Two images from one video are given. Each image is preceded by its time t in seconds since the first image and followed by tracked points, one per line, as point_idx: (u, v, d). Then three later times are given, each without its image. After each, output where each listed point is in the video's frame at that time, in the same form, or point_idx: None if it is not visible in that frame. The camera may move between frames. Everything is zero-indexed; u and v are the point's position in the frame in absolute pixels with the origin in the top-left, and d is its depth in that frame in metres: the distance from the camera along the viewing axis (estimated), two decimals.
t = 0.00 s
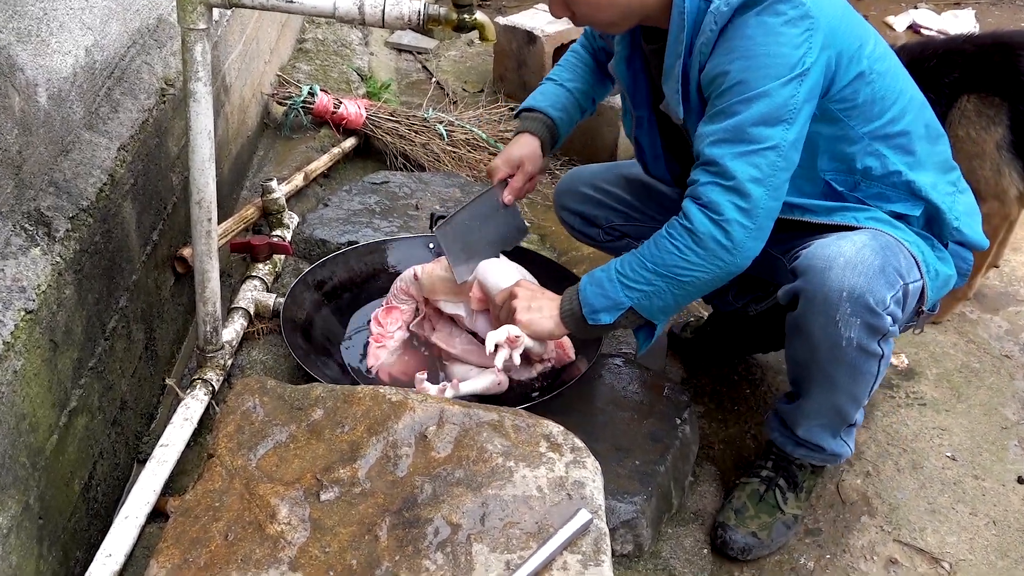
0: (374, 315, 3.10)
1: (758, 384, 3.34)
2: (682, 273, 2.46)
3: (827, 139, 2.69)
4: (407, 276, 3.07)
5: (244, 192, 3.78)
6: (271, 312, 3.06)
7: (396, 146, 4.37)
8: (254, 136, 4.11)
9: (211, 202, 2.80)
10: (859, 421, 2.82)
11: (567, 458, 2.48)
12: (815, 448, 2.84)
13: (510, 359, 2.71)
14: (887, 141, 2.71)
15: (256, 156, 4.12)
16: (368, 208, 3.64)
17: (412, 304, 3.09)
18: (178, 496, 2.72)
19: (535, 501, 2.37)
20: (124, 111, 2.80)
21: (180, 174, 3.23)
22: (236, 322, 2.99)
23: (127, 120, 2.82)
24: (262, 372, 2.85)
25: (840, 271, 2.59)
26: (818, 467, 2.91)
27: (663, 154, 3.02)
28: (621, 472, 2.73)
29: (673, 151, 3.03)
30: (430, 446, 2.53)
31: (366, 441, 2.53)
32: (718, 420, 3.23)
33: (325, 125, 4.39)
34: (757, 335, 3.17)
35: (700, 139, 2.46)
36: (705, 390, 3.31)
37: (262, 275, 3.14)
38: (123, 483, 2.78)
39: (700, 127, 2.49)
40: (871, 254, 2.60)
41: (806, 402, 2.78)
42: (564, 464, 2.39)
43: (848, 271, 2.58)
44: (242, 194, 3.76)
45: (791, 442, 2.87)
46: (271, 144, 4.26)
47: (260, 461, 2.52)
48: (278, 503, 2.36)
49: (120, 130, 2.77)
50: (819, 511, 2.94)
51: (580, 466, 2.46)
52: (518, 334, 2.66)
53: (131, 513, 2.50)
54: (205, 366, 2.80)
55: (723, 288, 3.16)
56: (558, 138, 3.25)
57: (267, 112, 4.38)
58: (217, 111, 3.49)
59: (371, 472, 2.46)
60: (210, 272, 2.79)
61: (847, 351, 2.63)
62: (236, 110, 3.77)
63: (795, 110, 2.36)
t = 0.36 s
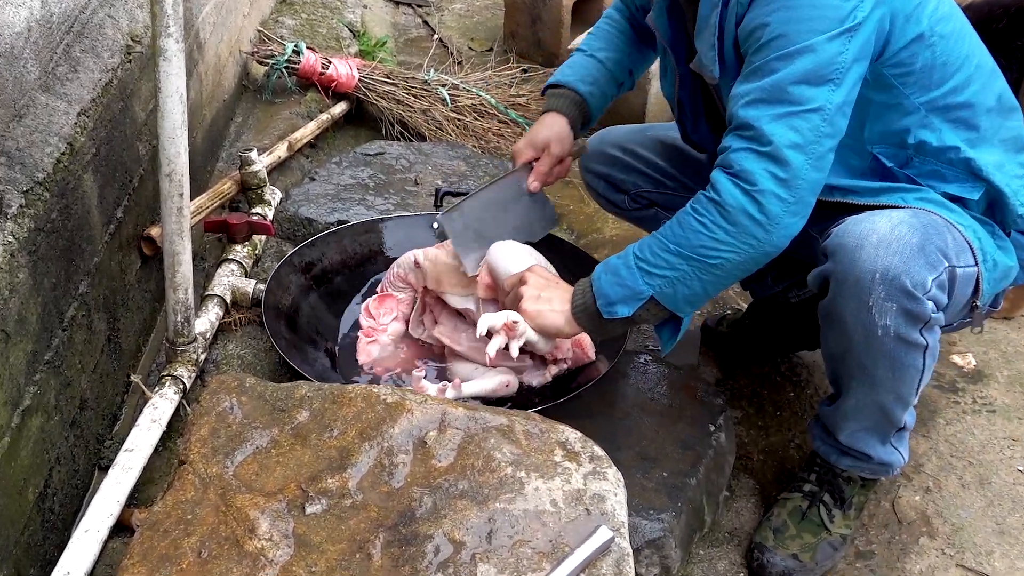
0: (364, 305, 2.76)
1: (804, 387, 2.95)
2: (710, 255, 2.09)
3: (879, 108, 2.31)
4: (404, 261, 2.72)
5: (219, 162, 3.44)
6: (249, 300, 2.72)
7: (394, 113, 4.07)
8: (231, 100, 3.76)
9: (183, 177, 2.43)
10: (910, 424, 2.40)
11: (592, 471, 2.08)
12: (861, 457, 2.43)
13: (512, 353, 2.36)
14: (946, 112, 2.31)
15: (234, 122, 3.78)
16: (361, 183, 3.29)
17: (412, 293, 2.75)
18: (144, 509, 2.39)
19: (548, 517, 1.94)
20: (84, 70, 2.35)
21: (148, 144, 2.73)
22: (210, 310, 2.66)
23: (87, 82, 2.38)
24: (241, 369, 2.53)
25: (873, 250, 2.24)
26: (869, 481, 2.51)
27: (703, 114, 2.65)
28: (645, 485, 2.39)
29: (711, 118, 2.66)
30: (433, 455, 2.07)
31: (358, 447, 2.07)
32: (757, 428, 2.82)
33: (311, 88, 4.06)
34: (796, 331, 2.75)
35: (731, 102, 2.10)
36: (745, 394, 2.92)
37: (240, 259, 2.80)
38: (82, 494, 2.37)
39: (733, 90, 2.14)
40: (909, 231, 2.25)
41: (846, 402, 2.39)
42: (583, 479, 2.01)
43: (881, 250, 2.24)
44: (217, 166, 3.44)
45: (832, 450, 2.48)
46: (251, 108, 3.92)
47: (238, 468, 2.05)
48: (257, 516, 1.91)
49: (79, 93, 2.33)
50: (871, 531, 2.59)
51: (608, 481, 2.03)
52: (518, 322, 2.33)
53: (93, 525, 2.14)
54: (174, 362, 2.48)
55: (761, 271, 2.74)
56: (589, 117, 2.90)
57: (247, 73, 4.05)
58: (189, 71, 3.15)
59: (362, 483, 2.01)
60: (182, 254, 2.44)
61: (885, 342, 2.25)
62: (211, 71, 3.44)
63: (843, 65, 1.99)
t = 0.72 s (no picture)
0: (360, 292, 2.44)
1: (864, 391, 2.57)
2: (765, 231, 1.75)
3: (945, 66, 1.93)
4: (412, 240, 2.41)
5: (193, 130, 3.13)
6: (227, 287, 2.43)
7: (393, 75, 3.76)
8: (206, 59, 3.44)
9: (151, 146, 2.01)
10: (986, 438, 2.04)
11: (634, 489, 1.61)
12: (930, 476, 2.09)
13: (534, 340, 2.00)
14: None
15: (208, 84, 3.45)
16: (354, 154, 2.97)
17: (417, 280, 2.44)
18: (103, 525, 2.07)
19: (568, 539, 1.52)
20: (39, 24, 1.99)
21: (113, 106, 2.36)
22: (182, 299, 2.35)
23: (42, 37, 2.01)
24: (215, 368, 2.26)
25: (947, 238, 1.88)
26: (937, 502, 2.19)
27: (757, 80, 2.32)
28: (678, 504, 2.07)
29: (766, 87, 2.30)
30: (435, 470, 1.63)
31: (350, 457, 1.66)
32: (810, 438, 2.46)
33: (300, 47, 3.74)
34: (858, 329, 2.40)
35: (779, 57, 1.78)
36: (794, 401, 2.55)
37: (215, 241, 2.50)
38: (35, 509, 2.01)
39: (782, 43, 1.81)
40: (991, 217, 1.88)
41: (910, 414, 2.05)
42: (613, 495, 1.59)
43: (958, 237, 1.87)
44: (189, 134, 3.11)
45: (896, 468, 2.14)
46: (228, 68, 3.59)
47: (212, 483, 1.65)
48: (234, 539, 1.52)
49: (32, 49, 1.96)
50: (938, 560, 2.25)
51: (636, 496, 1.60)
52: (546, 301, 1.96)
53: (48, 544, 1.83)
54: (140, 359, 2.17)
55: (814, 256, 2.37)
56: (678, 73, 2.59)
57: (223, 28, 3.73)
58: (156, 23, 2.84)
59: (353, 500, 1.60)
60: (150, 234, 2.08)
61: (962, 344, 1.88)
62: (185, 24, 3.15)
63: (905, 6, 1.65)
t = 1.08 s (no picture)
0: (345, 296, 2.22)
1: (919, 402, 2.35)
2: (788, 222, 1.49)
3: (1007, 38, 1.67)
4: (391, 238, 2.18)
5: (169, 105, 2.91)
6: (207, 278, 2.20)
7: (393, 43, 3.50)
8: (184, 24, 3.21)
9: (125, 122, 1.73)
10: None
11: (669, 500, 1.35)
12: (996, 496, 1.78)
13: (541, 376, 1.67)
14: None
15: (187, 52, 3.23)
16: (351, 132, 2.73)
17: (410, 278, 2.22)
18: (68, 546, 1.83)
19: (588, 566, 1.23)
20: None
21: (80, 76, 2.13)
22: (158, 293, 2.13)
23: None
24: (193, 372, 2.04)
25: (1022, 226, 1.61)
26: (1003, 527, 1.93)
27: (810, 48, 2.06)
28: (712, 527, 1.82)
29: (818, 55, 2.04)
30: (440, 487, 1.34)
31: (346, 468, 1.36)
32: (859, 453, 2.21)
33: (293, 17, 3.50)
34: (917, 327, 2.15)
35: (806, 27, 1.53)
36: (843, 412, 2.31)
37: (194, 228, 2.28)
38: None
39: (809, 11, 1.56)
40: None
41: (975, 425, 1.75)
42: (640, 515, 1.31)
43: None
44: (165, 108, 2.90)
45: (957, 486, 1.85)
46: (209, 34, 3.37)
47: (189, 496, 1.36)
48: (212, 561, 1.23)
49: None
50: None
51: (666, 518, 1.32)
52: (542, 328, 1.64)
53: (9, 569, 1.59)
54: (110, 361, 1.94)
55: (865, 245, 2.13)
56: (738, 49, 2.34)
57: None
58: None
59: (349, 519, 1.31)
60: (123, 219, 1.81)
61: None
62: None
63: None
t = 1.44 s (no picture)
0: (350, 298, 2.21)
1: (929, 408, 2.31)
2: (799, 217, 1.45)
3: None
4: (402, 237, 2.17)
5: (168, 104, 2.88)
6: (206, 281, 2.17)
7: (396, 44, 3.47)
8: (184, 24, 3.18)
9: (123, 123, 1.70)
10: None
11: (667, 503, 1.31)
12: (1003, 501, 1.74)
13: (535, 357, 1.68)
14: None
15: (186, 52, 3.20)
16: (352, 133, 2.70)
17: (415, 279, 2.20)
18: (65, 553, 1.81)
19: None
20: None
21: (78, 77, 2.10)
22: (157, 296, 2.10)
23: None
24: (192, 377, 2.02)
25: (994, 223, 1.57)
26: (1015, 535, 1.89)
27: (813, 47, 2.00)
28: (719, 536, 1.79)
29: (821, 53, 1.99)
30: (443, 493, 1.31)
31: (349, 476, 1.32)
32: (867, 458, 2.18)
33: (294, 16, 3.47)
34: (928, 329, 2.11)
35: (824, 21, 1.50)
36: (852, 418, 2.28)
37: (193, 231, 2.25)
38: None
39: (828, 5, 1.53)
40: None
41: (966, 427, 1.71)
42: (645, 521, 1.28)
43: (1007, 221, 1.55)
44: (165, 108, 2.87)
45: (960, 491, 1.82)
46: (208, 33, 3.34)
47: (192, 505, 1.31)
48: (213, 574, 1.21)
49: None
50: None
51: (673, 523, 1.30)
52: (542, 305, 1.66)
53: None
54: (108, 365, 1.91)
55: (871, 245, 2.08)
56: (675, 61, 2.22)
57: None
58: None
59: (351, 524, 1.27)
60: (121, 222, 1.79)
61: (1017, 342, 1.55)
62: None
63: None
